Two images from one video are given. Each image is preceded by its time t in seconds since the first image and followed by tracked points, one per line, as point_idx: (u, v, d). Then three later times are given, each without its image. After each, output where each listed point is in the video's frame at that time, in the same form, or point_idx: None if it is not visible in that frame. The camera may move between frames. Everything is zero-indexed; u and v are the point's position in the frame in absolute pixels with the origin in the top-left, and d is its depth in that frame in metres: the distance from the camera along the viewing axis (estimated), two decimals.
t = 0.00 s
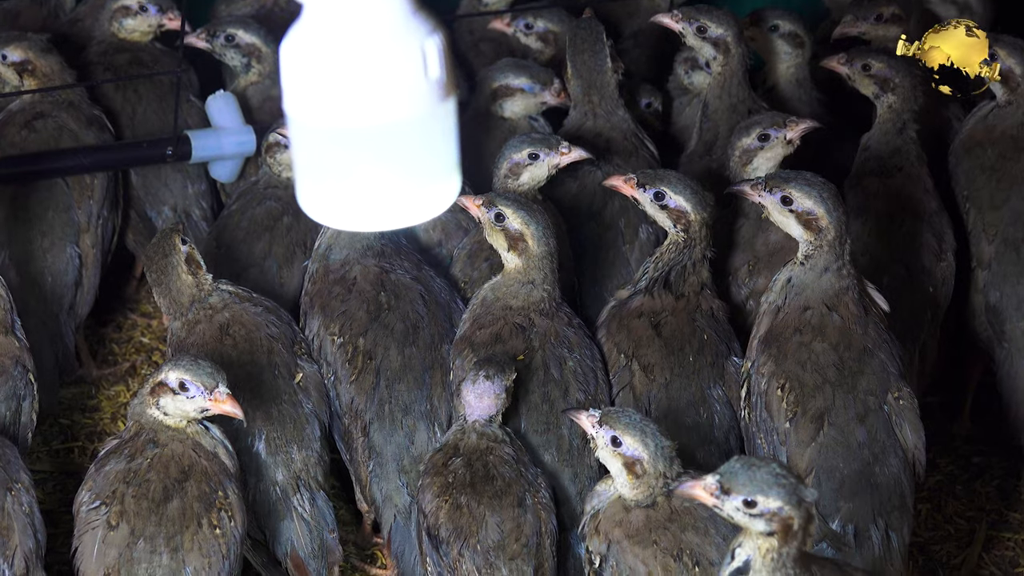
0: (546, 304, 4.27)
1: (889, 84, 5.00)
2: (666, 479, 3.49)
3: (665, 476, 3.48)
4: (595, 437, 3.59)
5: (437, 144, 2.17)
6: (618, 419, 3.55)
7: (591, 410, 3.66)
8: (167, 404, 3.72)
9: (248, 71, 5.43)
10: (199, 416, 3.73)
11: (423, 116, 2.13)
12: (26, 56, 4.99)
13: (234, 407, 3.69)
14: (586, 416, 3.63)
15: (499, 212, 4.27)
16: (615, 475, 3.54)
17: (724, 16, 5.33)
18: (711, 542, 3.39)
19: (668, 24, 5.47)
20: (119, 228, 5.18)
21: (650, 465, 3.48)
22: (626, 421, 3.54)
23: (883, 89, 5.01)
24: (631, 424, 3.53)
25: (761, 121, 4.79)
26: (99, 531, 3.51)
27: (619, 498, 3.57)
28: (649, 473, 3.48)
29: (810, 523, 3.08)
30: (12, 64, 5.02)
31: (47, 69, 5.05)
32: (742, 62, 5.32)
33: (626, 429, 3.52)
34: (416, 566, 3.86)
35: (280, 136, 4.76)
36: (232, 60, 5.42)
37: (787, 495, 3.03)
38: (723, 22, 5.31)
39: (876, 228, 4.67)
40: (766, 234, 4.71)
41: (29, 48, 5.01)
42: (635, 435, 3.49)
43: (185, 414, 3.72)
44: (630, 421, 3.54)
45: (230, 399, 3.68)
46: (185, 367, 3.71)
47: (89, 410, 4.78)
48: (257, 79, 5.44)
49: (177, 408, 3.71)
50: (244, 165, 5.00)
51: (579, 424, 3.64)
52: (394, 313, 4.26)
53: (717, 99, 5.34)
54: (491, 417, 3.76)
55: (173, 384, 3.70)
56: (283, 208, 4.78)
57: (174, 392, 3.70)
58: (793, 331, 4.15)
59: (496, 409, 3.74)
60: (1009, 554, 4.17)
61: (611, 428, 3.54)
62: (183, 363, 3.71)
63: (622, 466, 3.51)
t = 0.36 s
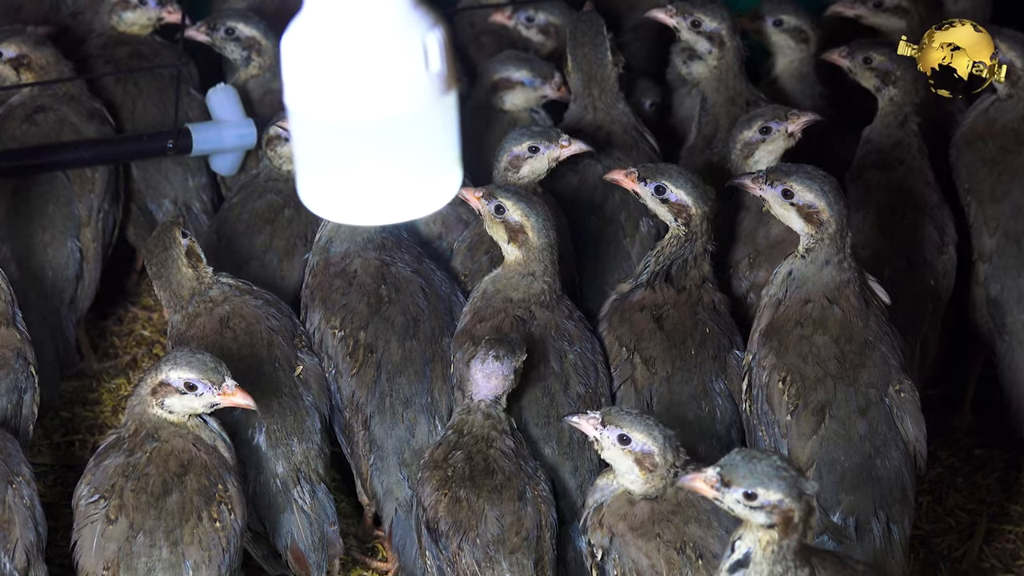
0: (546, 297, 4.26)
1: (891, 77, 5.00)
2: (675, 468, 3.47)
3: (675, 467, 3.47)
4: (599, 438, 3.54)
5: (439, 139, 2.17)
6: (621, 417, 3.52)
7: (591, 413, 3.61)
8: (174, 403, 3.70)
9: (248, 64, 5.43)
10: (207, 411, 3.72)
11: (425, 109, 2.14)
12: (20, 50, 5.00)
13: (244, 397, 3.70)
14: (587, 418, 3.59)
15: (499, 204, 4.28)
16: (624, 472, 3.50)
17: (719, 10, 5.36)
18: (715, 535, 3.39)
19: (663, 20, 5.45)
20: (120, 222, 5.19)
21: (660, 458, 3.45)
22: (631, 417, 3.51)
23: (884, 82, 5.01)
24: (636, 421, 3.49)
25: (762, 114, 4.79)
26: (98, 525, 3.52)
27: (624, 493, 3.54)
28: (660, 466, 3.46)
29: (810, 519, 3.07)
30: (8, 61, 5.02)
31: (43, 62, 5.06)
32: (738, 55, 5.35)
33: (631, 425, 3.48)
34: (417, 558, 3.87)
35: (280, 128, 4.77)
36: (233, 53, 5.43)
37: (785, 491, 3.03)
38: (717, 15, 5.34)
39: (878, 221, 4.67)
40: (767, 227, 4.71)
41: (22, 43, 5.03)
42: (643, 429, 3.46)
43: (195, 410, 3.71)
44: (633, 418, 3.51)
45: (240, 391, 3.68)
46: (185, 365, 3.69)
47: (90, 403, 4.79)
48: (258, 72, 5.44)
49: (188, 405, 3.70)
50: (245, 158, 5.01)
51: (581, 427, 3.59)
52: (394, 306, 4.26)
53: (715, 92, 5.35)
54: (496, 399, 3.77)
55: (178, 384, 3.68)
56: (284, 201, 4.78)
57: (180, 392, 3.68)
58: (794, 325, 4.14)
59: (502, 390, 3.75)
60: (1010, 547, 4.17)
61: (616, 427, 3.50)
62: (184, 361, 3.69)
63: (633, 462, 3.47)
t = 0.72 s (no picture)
0: (549, 275, 4.30)
1: (893, 72, 4.99)
2: (660, 460, 3.49)
3: (660, 459, 3.49)
4: (583, 431, 3.56)
5: (440, 133, 2.18)
6: (606, 411, 3.54)
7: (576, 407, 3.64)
8: (188, 401, 3.71)
9: (250, 59, 5.43)
10: (220, 397, 3.74)
11: (426, 103, 2.14)
12: (20, 48, 4.99)
13: (253, 371, 3.74)
14: (572, 412, 3.60)
15: (503, 177, 4.30)
16: (611, 466, 3.53)
17: (720, 5, 5.36)
18: (718, 529, 3.36)
19: (664, 15, 5.45)
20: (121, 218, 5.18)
21: (646, 452, 3.48)
22: (615, 411, 3.54)
23: (887, 77, 5.00)
24: (621, 415, 3.51)
25: (763, 109, 4.78)
26: (101, 520, 3.52)
27: (618, 492, 3.54)
28: (646, 459, 3.48)
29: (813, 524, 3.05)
30: (8, 58, 5.01)
31: (42, 61, 5.06)
32: (739, 50, 5.34)
33: (616, 419, 3.50)
34: (419, 554, 3.87)
35: (279, 125, 4.76)
36: (234, 49, 5.44)
37: (790, 492, 3.01)
38: (718, 11, 5.35)
39: (880, 217, 4.66)
40: (768, 222, 4.70)
41: (22, 43, 5.00)
42: (628, 423, 3.48)
43: (208, 401, 3.73)
44: (617, 412, 3.53)
45: (247, 368, 3.72)
46: (187, 361, 3.70)
47: (92, 398, 4.79)
48: (259, 67, 5.44)
49: (201, 398, 3.71)
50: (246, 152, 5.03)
51: (565, 421, 3.60)
52: (396, 301, 4.25)
53: (716, 87, 5.35)
54: (498, 387, 3.79)
55: (187, 380, 3.69)
56: (285, 195, 4.78)
57: (192, 387, 3.69)
58: (796, 320, 4.14)
59: (505, 378, 3.78)
60: (1012, 542, 4.16)
61: (602, 421, 3.52)
62: (184, 358, 3.70)
63: (618, 456, 3.50)
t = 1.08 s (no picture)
0: (551, 272, 4.31)
1: (895, 68, 4.98)
2: (653, 455, 3.50)
3: (653, 454, 3.50)
4: (573, 428, 3.57)
5: (440, 128, 2.22)
6: (596, 408, 3.54)
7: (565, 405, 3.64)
8: (184, 388, 3.70)
9: (249, 54, 5.43)
10: (216, 385, 3.73)
11: (427, 99, 2.18)
12: (21, 49, 4.98)
13: (249, 358, 3.73)
14: (562, 410, 3.61)
15: (505, 174, 4.30)
16: (601, 463, 3.54)
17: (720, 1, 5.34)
18: (722, 523, 3.35)
19: (665, 12, 5.45)
20: (124, 215, 5.19)
21: (636, 446, 3.48)
22: (604, 406, 3.54)
23: (888, 73, 5.00)
24: (609, 410, 3.52)
25: (765, 105, 4.78)
26: (104, 516, 3.53)
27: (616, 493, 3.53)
28: (638, 454, 3.49)
29: (815, 535, 2.96)
30: (9, 58, 5.01)
31: (43, 64, 5.04)
32: (740, 47, 5.33)
33: (606, 415, 3.51)
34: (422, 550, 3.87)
35: (279, 123, 4.74)
36: (234, 44, 5.43)
37: (775, 499, 2.94)
38: (719, 7, 5.33)
39: (882, 213, 4.66)
40: (769, 218, 4.70)
41: (22, 43, 4.99)
42: (617, 419, 3.49)
43: (205, 389, 3.72)
44: (606, 408, 3.54)
45: (243, 354, 3.71)
46: (181, 349, 3.68)
47: (94, 395, 4.79)
48: (260, 63, 5.44)
49: (198, 386, 3.71)
50: (248, 149, 5.03)
51: (555, 419, 3.61)
52: (398, 298, 4.26)
53: (717, 84, 5.35)
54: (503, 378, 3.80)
55: (181, 368, 3.68)
56: (287, 192, 4.78)
57: (186, 374, 3.69)
58: (797, 317, 4.13)
59: (510, 370, 3.78)
60: (1014, 538, 4.17)
61: (592, 417, 3.53)
62: (178, 346, 3.68)
63: (610, 453, 3.51)
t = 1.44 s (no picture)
0: (553, 269, 4.31)
1: (896, 65, 4.98)
2: (655, 451, 3.51)
3: (655, 450, 3.50)
4: (575, 424, 3.58)
5: (443, 123, 2.25)
6: (597, 404, 3.55)
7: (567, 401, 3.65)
8: (184, 374, 3.70)
9: (252, 50, 5.42)
10: (217, 374, 3.73)
11: (431, 95, 2.21)
12: (22, 46, 4.98)
13: (250, 348, 3.72)
14: (564, 406, 3.61)
15: (507, 172, 4.29)
16: (604, 459, 3.54)
17: None
18: (725, 519, 3.34)
19: (666, 9, 5.44)
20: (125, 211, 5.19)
21: (638, 443, 3.48)
22: (607, 404, 3.54)
23: (890, 70, 4.99)
24: (610, 406, 3.52)
25: (767, 102, 4.78)
26: (105, 515, 3.52)
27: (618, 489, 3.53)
28: (639, 450, 3.49)
29: (809, 528, 2.93)
30: (10, 55, 5.02)
31: (44, 60, 5.04)
32: (742, 44, 5.33)
33: (608, 412, 3.52)
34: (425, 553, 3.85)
35: (280, 120, 4.74)
36: (235, 41, 5.44)
37: (768, 490, 2.91)
38: (721, 4, 5.32)
39: (884, 210, 4.66)
40: (771, 215, 4.70)
41: (23, 40, 5.00)
42: (620, 415, 3.49)
43: (205, 376, 3.72)
44: (609, 404, 3.54)
45: (244, 343, 3.71)
46: (184, 334, 3.69)
47: (95, 392, 4.79)
48: (261, 59, 5.44)
49: (198, 372, 3.71)
50: (249, 146, 5.04)
51: (557, 415, 3.61)
52: (400, 295, 4.26)
53: (719, 82, 5.34)
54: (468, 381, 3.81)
55: (182, 354, 3.69)
56: (289, 189, 4.78)
57: (186, 360, 3.69)
58: (799, 314, 4.13)
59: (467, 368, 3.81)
60: (1015, 535, 4.17)
61: (594, 414, 3.53)
62: (180, 331, 3.70)
63: (612, 449, 3.51)
